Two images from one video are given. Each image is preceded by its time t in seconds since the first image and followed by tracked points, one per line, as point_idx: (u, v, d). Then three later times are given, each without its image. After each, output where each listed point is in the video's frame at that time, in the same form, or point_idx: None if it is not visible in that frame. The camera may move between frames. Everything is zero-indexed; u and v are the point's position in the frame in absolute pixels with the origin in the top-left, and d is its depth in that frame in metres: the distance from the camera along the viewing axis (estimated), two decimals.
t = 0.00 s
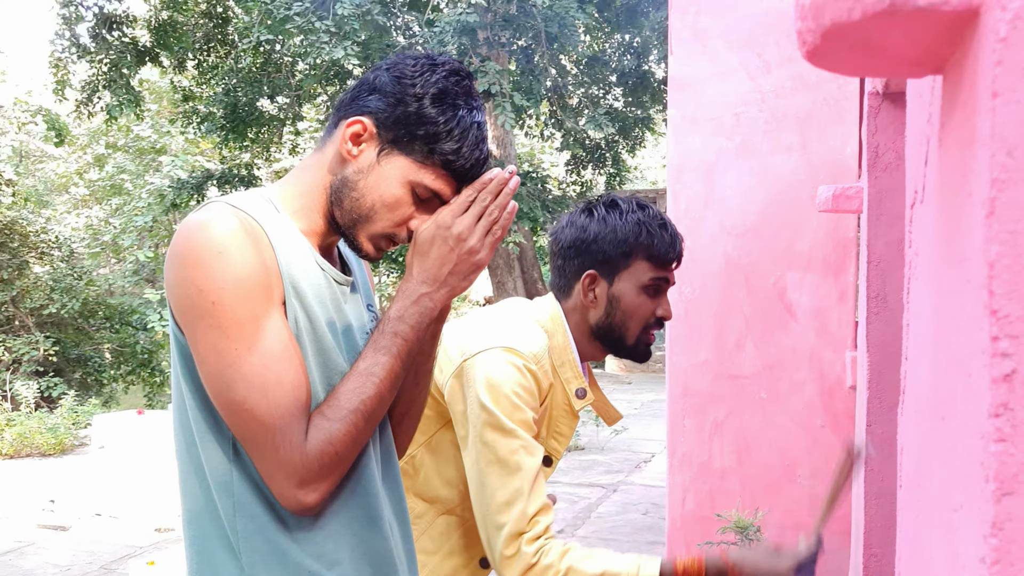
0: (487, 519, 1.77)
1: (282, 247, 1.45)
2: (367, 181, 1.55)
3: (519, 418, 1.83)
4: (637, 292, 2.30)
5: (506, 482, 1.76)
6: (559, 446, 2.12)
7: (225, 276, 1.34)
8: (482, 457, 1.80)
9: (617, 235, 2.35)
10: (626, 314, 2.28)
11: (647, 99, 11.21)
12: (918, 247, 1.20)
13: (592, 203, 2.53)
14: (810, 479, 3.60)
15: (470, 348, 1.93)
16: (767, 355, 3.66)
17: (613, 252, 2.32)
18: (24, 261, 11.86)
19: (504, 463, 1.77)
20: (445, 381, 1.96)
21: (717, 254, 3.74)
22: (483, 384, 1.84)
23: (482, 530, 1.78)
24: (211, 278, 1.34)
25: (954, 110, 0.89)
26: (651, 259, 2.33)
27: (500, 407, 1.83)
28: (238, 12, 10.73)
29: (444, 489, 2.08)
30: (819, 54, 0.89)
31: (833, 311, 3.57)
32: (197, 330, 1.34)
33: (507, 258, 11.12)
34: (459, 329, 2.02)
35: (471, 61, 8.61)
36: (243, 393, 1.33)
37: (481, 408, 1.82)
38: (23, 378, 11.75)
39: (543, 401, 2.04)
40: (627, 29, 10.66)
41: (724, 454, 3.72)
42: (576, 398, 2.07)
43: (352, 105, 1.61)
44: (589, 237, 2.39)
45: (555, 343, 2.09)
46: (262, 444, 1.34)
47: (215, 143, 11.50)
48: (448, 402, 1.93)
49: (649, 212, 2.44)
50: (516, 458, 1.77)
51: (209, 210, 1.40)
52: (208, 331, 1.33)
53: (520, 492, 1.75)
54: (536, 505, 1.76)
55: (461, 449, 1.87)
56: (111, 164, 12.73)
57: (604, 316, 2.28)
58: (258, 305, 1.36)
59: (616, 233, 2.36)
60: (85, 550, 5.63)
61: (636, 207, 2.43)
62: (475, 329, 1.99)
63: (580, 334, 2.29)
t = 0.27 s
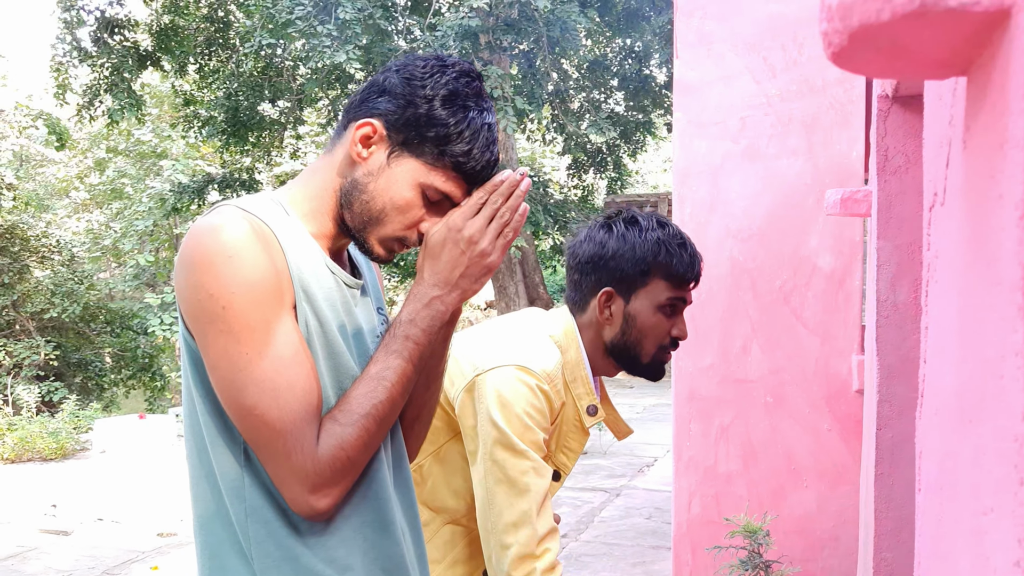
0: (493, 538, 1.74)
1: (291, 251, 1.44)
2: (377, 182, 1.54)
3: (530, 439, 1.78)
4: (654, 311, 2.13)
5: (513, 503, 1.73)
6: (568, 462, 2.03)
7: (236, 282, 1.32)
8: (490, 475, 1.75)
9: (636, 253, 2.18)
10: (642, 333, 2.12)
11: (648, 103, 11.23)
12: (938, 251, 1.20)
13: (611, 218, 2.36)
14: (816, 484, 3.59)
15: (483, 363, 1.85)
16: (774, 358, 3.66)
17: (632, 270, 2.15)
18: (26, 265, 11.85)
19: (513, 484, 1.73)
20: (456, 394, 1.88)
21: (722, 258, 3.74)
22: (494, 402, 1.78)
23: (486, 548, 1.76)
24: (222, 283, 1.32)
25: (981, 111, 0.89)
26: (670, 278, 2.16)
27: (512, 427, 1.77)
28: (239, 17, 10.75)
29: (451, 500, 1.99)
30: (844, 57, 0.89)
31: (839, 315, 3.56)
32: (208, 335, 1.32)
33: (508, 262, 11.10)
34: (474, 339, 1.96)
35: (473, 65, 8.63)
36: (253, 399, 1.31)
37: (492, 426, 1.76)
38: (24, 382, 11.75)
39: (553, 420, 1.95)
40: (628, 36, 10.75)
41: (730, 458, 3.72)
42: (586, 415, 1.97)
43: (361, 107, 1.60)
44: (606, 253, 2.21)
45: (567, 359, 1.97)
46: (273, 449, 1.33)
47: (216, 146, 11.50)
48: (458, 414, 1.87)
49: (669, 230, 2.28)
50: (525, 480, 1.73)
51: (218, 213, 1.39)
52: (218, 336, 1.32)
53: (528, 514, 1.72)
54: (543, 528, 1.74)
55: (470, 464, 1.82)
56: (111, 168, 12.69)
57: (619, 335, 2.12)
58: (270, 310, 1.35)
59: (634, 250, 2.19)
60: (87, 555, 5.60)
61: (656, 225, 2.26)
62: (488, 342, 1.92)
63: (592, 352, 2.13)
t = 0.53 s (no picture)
0: (505, 549, 1.73)
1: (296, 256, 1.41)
2: (382, 186, 1.53)
3: (541, 450, 1.77)
4: (663, 318, 2.13)
5: (526, 514, 1.72)
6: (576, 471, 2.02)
7: (241, 286, 1.30)
8: (501, 486, 1.74)
9: (644, 260, 2.18)
10: (650, 340, 2.11)
11: (647, 107, 11.24)
12: (953, 255, 1.19)
13: (619, 225, 2.36)
14: (821, 488, 3.60)
15: (491, 373, 1.84)
16: (778, 363, 3.66)
17: (640, 277, 2.14)
18: (25, 269, 11.81)
19: (525, 494, 1.72)
20: (464, 403, 1.87)
21: (726, 262, 3.75)
22: (504, 413, 1.77)
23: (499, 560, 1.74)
24: (226, 288, 1.29)
25: (1004, 114, 0.88)
26: (679, 285, 2.16)
27: (522, 437, 1.76)
28: (239, 22, 10.73)
29: (458, 507, 1.98)
30: (866, 62, 0.89)
31: (843, 318, 3.56)
32: (212, 341, 1.30)
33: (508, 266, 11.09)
34: (481, 348, 1.95)
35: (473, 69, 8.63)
36: (259, 405, 1.28)
37: (502, 436, 1.76)
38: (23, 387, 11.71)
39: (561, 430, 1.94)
40: (628, 40, 10.79)
41: (734, 463, 3.72)
42: (594, 424, 1.96)
43: (365, 110, 1.59)
44: (614, 260, 2.21)
45: (576, 367, 1.98)
46: (279, 456, 1.30)
47: (216, 151, 11.49)
48: (466, 424, 1.86)
49: (677, 236, 2.27)
50: (537, 490, 1.72)
51: (222, 218, 1.36)
52: (223, 342, 1.29)
53: (542, 525, 1.71)
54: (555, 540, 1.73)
55: (479, 474, 1.81)
56: (111, 172, 12.67)
57: (628, 343, 2.11)
58: (274, 314, 1.32)
59: (643, 257, 2.19)
60: (88, 560, 5.58)
61: (664, 231, 2.26)
62: (495, 351, 1.91)
63: (600, 360, 2.13)
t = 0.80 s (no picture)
0: (508, 553, 1.72)
1: (300, 260, 1.40)
2: (386, 190, 1.52)
3: (545, 453, 1.76)
4: (667, 321, 2.12)
5: (529, 517, 1.71)
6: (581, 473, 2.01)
7: (246, 290, 1.29)
8: (504, 489, 1.73)
9: (650, 263, 2.17)
10: (655, 343, 2.11)
11: (646, 112, 11.24)
12: (967, 261, 1.19)
13: (625, 228, 2.36)
14: (823, 494, 3.59)
15: (496, 375, 1.84)
16: (779, 367, 3.67)
17: (645, 279, 2.14)
18: (22, 273, 11.78)
19: (528, 497, 1.71)
20: (469, 406, 1.87)
21: (727, 266, 3.79)
22: (509, 415, 1.76)
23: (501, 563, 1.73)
24: (231, 292, 1.28)
25: (1023, 119, 0.88)
26: (684, 288, 2.15)
27: (527, 440, 1.75)
28: (238, 26, 10.74)
29: (462, 512, 1.97)
30: (883, 67, 0.89)
31: (845, 323, 3.53)
32: (216, 347, 1.29)
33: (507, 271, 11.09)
34: (486, 350, 1.94)
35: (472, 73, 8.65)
36: (263, 410, 1.27)
37: (507, 439, 1.75)
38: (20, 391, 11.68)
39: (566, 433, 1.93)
40: (626, 44, 10.84)
41: (736, 468, 3.74)
42: (598, 427, 1.95)
43: (369, 113, 1.58)
44: (619, 263, 2.21)
45: (581, 370, 1.97)
46: (283, 461, 1.29)
47: (214, 154, 11.47)
48: (471, 427, 1.85)
49: (683, 238, 2.27)
50: (541, 493, 1.71)
51: (227, 222, 1.35)
52: (227, 348, 1.28)
53: (545, 528, 1.70)
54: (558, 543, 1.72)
55: (483, 477, 1.80)
56: (109, 176, 12.65)
57: (632, 345, 2.11)
58: (279, 319, 1.31)
59: (649, 259, 2.18)
60: (86, 565, 5.56)
61: (670, 234, 2.26)
62: (501, 353, 1.91)
63: (605, 362, 2.12)
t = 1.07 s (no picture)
0: (500, 558, 1.70)
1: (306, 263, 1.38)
2: (391, 183, 1.50)
3: (545, 459, 1.75)
4: (670, 330, 2.11)
5: (524, 523, 1.69)
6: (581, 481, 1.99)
7: (252, 294, 1.27)
8: (502, 493, 1.72)
9: (655, 270, 2.16)
10: (656, 351, 2.09)
11: (644, 115, 11.15)
12: (975, 266, 1.18)
13: (633, 234, 2.35)
14: (824, 497, 3.59)
15: (500, 379, 1.83)
16: (780, 371, 3.67)
17: (650, 287, 2.13)
18: (17, 276, 11.72)
19: (525, 503, 1.69)
20: (473, 410, 1.86)
21: (727, 269, 3.78)
22: (510, 418, 1.75)
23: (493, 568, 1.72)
24: (238, 296, 1.27)
25: None
26: (688, 298, 2.15)
27: (528, 445, 1.74)
28: (235, 28, 10.72)
29: (463, 517, 1.95)
30: (893, 72, 0.87)
31: (846, 327, 3.56)
32: (221, 351, 1.27)
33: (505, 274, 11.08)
34: (494, 352, 1.93)
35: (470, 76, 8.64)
36: (268, 414, 1.26)
37: (507, 442, 1.73)
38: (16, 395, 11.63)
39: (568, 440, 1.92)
40: (623, 47, 10.86)
41: (736, 471, 3.73)
42: (600, 433, 1.93)
43: (363, 110, 1.56)
44: (626, 268, 2.20)
45: (586, 377, 1.97)
46: (286, 467, 1.27)
47: (210, 157, 11.44)
48: (474, 430, 1.84)
49: (690, 248, 2.27)
50: (537, 499, 1.69)
51: (234, 225, 1.34)
52: (232, 351, 1.26)
53: (538, 535, 1.69)
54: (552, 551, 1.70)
55: (483, 481, 1.80)
56: (105, 178, 12.61)
57: (633, 352, 2.09)
58: (285, 323, 1.29)
59: (655, 267, 2.17)
60: (82, 570, 5.52)
61: (678, 243, 2.26)
62: (506, 356, 1.90)
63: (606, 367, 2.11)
